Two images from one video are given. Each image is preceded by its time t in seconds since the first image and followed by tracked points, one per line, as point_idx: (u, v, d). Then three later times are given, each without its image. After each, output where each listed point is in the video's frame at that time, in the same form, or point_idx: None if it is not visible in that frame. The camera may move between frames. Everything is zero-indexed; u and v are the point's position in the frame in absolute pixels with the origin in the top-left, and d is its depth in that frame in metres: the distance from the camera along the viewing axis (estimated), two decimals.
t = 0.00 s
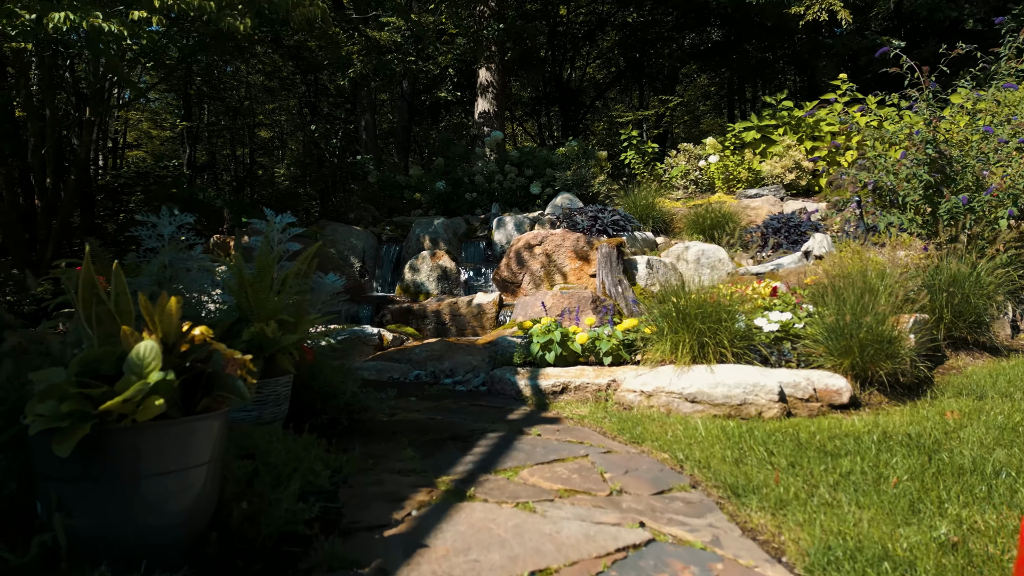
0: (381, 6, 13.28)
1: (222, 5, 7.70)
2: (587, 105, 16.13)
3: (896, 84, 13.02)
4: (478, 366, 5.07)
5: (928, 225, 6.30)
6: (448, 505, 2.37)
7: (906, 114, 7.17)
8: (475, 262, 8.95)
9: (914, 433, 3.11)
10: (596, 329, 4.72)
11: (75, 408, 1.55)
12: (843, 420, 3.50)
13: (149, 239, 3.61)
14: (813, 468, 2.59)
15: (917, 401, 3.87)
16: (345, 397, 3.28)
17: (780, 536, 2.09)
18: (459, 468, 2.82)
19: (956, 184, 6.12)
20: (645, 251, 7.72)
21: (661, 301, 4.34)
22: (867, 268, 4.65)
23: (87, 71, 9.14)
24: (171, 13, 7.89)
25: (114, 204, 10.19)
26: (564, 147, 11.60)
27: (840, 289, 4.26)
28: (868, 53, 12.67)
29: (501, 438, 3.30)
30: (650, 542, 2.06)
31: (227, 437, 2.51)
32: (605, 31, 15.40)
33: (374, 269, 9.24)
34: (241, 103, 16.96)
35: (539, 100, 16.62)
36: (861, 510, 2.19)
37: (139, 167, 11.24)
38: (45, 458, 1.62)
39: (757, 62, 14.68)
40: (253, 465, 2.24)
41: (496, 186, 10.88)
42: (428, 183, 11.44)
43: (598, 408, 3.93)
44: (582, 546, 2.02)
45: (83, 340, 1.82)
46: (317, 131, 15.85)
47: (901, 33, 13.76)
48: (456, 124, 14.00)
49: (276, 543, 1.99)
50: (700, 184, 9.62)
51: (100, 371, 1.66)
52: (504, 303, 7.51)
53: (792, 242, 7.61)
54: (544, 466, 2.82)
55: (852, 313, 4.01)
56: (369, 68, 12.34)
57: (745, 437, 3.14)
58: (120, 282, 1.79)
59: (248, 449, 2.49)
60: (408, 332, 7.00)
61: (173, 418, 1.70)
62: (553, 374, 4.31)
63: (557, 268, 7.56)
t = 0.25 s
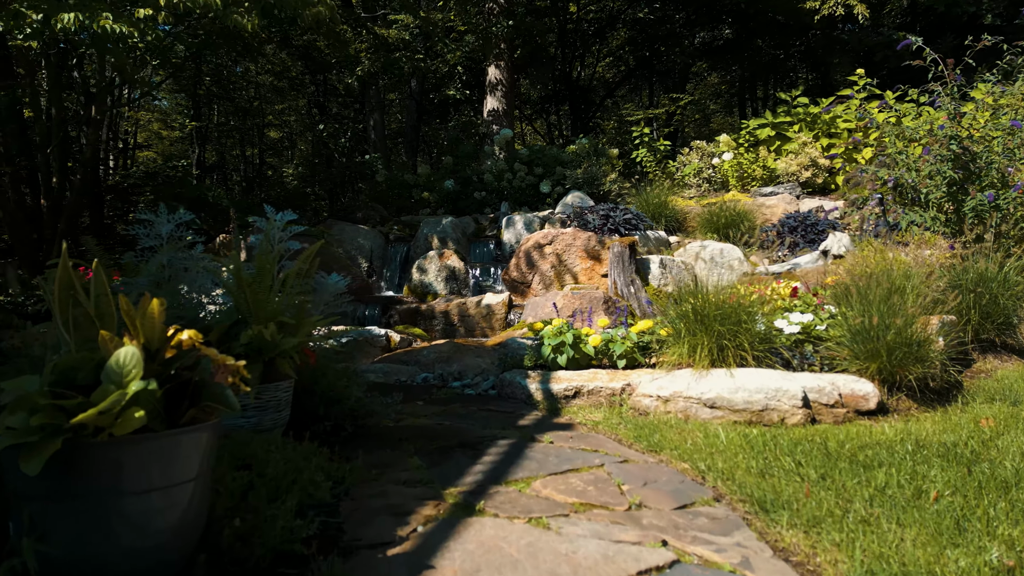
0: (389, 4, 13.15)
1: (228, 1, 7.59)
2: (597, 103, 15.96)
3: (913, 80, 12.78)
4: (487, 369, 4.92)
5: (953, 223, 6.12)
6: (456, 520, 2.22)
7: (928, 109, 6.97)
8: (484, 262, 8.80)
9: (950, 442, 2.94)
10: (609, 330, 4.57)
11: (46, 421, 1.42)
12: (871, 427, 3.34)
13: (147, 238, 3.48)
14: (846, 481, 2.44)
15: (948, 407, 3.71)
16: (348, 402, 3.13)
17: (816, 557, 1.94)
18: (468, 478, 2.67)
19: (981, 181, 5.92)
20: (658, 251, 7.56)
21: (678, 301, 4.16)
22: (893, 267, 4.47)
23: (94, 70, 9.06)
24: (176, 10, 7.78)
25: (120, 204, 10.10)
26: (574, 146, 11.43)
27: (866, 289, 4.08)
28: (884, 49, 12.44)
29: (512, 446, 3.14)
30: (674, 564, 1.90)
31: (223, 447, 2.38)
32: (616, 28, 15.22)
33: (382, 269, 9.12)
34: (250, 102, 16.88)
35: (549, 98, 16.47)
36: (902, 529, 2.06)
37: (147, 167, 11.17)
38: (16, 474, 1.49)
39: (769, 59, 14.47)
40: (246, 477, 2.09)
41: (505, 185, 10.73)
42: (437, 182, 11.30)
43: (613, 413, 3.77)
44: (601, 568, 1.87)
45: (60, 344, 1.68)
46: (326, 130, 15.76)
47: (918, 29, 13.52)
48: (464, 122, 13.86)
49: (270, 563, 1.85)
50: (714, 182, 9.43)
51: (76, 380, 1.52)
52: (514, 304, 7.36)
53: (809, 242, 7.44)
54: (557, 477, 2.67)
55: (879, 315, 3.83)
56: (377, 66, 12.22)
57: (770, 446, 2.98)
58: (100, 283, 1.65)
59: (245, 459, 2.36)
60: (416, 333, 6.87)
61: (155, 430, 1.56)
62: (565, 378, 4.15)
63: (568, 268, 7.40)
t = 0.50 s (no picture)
0: (398, 1, 13.04)
1: None
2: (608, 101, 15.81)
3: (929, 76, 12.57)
4: (497, 372, 4.78)
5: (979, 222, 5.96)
6: (464, 537, 2.07)
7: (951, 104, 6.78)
8: (493, 262, 8.66)
9: (988, 452, 2.79)
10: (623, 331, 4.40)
11: (9, 436, 1.28)
12: (902, 434, 3.18)
13: (143, 237, 3.35)
14: (882, 496, 2.31)
15: (981, 414, 3.56)
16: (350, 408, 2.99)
17: None
18: (477, 490, 2.52)
19: (1007, 177, 5.73)
20: (671, 250, 7.41)
21: (695, 302, 4.00)
22: (919, 266, 4.30)
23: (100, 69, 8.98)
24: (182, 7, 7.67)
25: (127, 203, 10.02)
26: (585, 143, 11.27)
27: (892, 288, 3.91)
28: (900, 45, 12.23)
29: (523, 454, 2.99)
30: None
31: (218, 457, 2.24)
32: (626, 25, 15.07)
33: (390, 269, 8.99)
34: (258, 101, 16.82)
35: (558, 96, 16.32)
36: (949, 552, 1.93)
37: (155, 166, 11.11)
38: None
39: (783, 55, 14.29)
40: (239, 491, 1.95)
41: (515, 183, 10.58)
42: (445, 180, 11.17)
43: (628, 419, 3.62)
44: None
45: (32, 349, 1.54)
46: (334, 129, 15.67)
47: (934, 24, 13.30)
48: (473, 121, 13.72)
49: None
50: (728, 180, 9.26)
51: (46, 391, 1.38)
52: (524, 304, 7.22)
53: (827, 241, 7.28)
54: (570, 489, 2.51)
55: (907, 316, 3.67)
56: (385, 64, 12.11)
57: (796, 455, 2.83)
58: (75, 283, 1.51)
59: (241, 471, 2.23)
60: (424, 334, 6.73)
61: (133, 445, 1.41)
62: (577, 382, 3.99)
63: (579, 267, 7.26)
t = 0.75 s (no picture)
0: None
1: None
2: (618, 98, 15.66)
3: (947, 72, 12.33)
4: (506, 375, 4.62)
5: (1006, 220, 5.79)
6: (471, 558, 1.92)
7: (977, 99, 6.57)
8: (502, 261, 8.49)
9: None
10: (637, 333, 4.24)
11: None
12: (936, 443, 3.02)
13: (139, 236, 3.22)
14: (922, 512, 2.17)
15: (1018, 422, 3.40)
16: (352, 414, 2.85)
17: None
18: (486, 503, 2.37)
19: None
20: (685, 249, 7.26)
21: (712, 302, 3.83)
22: (946, 265, 4.13)
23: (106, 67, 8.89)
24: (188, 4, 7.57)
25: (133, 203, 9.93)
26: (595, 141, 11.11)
27: (920, 289, 3.73)
28: (917, 41, 12.01)
29: (534, 464, 2.84)
30: None
31: (211, 469, 2.11)
32: (637, 21, 14.91)
33: (398, 269, 8.86)
34: (267, 101, 16.76)
35: (568, 94, 16.16)
36: None
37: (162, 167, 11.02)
38: None
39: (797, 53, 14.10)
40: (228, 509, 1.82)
41: (524, 182, 10.43)
42: (454, 179, 11.03)
43: (643, 426, 3.45)
44: None
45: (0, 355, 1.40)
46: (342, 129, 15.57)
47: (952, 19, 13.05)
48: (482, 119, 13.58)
49: None
50: (742, 178, 9.08)
51: (8, 405, 1.24)
52: (534, 305, 7.07)
53: (844, 240, 7.13)
54: (585, 503, 2.36)
55: (937, 319, 3.51)
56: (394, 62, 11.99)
57: (826, 466, 2.67)
58: (45, 285, 1.38)
59: (235, 484, 2.09)
60: (432, 336, 6.59)
61: (104, 467, 1.26)
62: (590, 386, 3.83)
63: (590, 267, 7.10)
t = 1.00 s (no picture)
0: None
1: None
2: (629, 95, 15.51)
3: (965, 68, 12.10)
4: (516, 378, 4.48)
5: None
6: None
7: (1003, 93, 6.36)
8: (512, 261, 8.34)
9: None
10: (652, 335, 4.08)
11: None
12: (972, 454, 2.86)
13: (134, 234, 3.09)
14: (968, 531, 2.02)
15: None
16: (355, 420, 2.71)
17: None
18: (496, 518, 2.23)
19: None
20: (699, 249, 7.10)
21: (731, 303, 3.67)
22: (976, 265, 3.95)
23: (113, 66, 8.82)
24: None
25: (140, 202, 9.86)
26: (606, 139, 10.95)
27: (950, 289, 3.56)
28: (935, 36, 11.78)
29: (546, 474, 2.69)
30: None
31: (201, 483, 1.98)
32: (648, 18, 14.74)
33: (406, 269, 8.73)
34: (275, 100, 16.69)
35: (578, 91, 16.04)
36: None
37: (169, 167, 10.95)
38: None
39: (811, 49, 13.90)
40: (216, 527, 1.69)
41: (534, 180, 10.29)
42: (463, 178, 10.90)
43: (659, 433, 3.30)
44: None
45: None
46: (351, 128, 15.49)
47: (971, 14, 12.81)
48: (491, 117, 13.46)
49: None
50: (756, 176, 8.90)
51: None
52: (544, 305, 6.93)
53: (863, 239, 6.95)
54: (602, 518, 2.21)
55: (970, 321, 3.34)
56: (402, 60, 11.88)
57: (858, 478, 2.51)
58: None
59: (227, 499, 1.95)
60: (440, 337, 6.46)
61: (64, 492, 1.13)
62: (604, 391, 3.67)
63: (602, 267, 6.94)
